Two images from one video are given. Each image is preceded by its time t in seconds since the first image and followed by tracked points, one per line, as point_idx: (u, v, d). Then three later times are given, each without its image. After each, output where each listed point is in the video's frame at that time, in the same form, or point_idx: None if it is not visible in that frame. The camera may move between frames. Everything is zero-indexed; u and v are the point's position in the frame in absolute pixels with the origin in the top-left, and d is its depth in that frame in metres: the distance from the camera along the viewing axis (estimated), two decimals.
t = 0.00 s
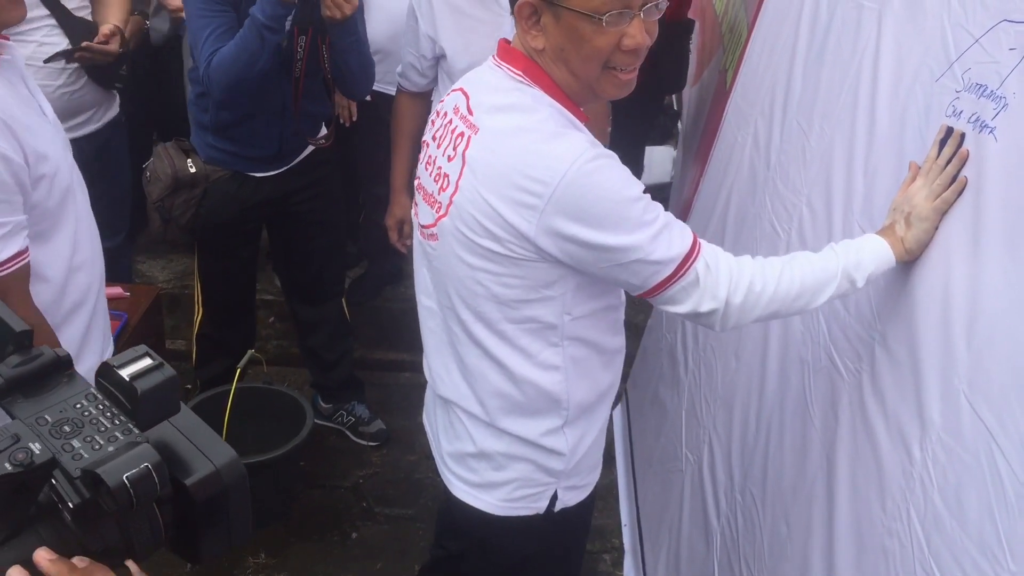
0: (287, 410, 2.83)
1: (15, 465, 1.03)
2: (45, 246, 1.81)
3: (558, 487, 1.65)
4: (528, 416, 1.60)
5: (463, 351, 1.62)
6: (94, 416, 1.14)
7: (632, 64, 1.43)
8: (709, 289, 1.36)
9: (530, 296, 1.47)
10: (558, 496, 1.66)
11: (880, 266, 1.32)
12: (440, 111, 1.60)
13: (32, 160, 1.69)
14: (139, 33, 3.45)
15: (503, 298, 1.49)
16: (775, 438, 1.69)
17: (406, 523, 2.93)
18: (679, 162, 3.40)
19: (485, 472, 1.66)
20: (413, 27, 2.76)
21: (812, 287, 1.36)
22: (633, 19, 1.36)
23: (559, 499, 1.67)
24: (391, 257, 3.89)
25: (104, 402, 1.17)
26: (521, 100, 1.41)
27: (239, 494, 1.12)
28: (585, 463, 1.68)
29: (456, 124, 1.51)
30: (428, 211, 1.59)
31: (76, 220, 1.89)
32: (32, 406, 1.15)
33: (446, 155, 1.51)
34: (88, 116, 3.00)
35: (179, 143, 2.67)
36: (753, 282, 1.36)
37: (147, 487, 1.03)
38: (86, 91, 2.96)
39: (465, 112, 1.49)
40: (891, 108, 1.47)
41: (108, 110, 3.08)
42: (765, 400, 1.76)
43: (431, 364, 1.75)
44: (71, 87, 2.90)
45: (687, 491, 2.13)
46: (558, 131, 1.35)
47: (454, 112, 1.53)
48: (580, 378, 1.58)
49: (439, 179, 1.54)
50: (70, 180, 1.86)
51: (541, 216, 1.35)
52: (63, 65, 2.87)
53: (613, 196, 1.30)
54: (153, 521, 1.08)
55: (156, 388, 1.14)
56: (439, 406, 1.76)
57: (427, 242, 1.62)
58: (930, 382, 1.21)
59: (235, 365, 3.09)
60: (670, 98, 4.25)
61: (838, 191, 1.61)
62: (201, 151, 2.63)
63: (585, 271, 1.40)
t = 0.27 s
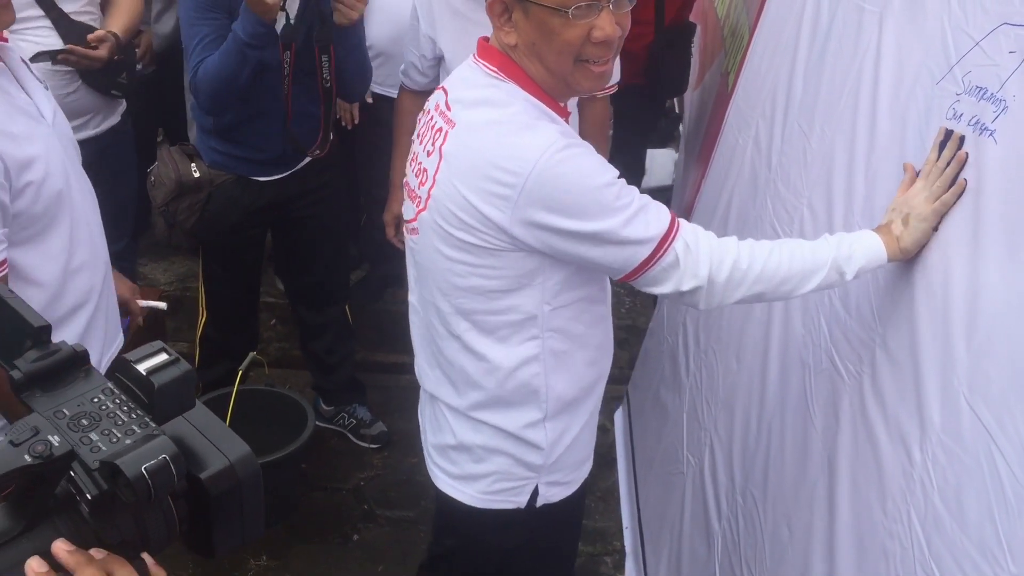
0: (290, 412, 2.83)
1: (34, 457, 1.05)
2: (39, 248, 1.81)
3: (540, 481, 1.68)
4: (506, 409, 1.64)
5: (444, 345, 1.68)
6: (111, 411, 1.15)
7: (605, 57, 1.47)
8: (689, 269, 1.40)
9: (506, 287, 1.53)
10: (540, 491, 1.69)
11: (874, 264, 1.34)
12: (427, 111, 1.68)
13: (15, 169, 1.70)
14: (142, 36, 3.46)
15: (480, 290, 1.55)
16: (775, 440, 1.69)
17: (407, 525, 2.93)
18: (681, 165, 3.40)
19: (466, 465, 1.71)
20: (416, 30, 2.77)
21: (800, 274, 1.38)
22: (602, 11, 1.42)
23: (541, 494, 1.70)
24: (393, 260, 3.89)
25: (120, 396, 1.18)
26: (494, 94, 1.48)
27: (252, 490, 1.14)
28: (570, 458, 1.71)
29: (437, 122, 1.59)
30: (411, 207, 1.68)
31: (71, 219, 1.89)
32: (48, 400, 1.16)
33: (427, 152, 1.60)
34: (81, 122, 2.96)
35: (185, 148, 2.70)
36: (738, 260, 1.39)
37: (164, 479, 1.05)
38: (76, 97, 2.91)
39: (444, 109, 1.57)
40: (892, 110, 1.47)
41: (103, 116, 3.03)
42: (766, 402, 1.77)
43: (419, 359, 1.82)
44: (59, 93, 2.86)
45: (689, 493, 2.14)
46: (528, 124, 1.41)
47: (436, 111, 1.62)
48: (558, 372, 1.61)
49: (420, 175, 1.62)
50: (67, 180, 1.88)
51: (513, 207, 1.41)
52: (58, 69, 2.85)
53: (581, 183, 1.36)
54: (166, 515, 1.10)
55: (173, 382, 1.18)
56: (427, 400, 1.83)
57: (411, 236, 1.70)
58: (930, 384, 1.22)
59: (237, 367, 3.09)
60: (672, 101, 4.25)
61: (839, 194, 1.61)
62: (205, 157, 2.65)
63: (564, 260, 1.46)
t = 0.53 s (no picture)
0: (297, 415, 2.83)
1: (47, 454, 1.05)
2: (47, 243, 1.83)
3: (523, 476, 1.70)
4: (490, 404, 1.66)
5: (430, 337, 1.72)
6: (123, 408, 1.15)
7: (593, 55, 1.49)
8: (667, 269, 1.40)
9: (491, 280, 1.54)
10: (523, 486, 1.70)
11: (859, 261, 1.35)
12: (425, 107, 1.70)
13: (31, 159, 1.73)
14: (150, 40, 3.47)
15: (465, 282, 1.57)
16: (783, 446, 1.69)
17: (413, 529, 2.93)
18: (687, 169, 3.40)
19: (450, 456, 1.74)
20: (422, 34, 2.77)
21: (785, 271, 1.38)
22: (587, 9, 1.43)
23: (524, 490, 1.71)
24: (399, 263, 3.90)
25: (132, 394, 1.19)
26: (483, 91, 1.49)
27: (263, 487, 1.16)
28: (558, 457, 1.72)
29: (431, 119, 1.61)
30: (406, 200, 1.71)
31: (81, 213, 1.91)
32: (61, 397, 1.16)
33: (420, 146, 1.62)
34: (84, 124, 2.97)
35: (193, 154, 2.71)
36: (718, 259, 1.39)
37: (177, 476, 1.05)
38: (77, 100, 2.91)
39: (438, 104, 1.59)
40: (900, 116, 1.47)
41: (106, 120, 3.01)
42: (773, 407, 1.77)
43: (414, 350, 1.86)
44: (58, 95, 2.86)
45: (695, 498, 2.14)
46: (508, 120, 1.42)
47: (432, 105, 1.64)
48: (542, 368, 1.62)
49: (413, 171, 1.64)
50: (75, 181, 1.89)
51: (494, 201, 1.43)
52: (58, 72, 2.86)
53: (560, 180, 1.37)
54: (178, 511, 1.13)
55: (185, 380, 1.19)
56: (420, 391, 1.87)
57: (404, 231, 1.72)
58: (938, 390, 1.21)
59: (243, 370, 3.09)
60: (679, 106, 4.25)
61: (846, 199, 1.61)
62: (214, 162, 2.67)
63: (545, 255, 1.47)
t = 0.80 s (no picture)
0: (305, 417, 2.82)
1: (40, 457, 1.04)
2: (60, 231, 1.94)
3: (508, 471, 1.70)
4: (477, 398, 1.68)
5: (421, 325, 1.74)
6: (117, 410, 1.17)
7: (603, 52, 1.50)
8: (613, 304, 1.37)
9: (473, 275, 1.55)
10: (507, 481, 1.71)
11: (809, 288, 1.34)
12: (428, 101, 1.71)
13: (55, 138, 1.85)
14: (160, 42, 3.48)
15: (450, 274, 1.58)
16: (791, 452, 1.68)
17: (419, 532, 2.93)
18: (695, 173, 3.40)
19: (439, 447, 1.77)
20: (431, 38, 2.78)
21: (730, 307, 1.35)
22: (604, 8, 1.45)
23: (509, 486, 1.72)
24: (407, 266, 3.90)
25: (125, 395, 1.20)
26: (481, 86, 1.49)
27: (259, 489, 1.19)
28: (547, 456, 1.72)
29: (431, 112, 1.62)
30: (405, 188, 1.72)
31: (91, 209, 2.03)
32: (54, 399, 1.16)
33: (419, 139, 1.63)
34: (94, 125, 2.99)
35: (203, 158, 2.74)
36: (659, 301, 1.36)
37: (171, 478, 1.07)
38: (87, 100, 2.93)
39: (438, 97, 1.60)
40: (911, 121, 1.47)
41: (116, 120, 3.02)
42: (781, 413, 1.76)
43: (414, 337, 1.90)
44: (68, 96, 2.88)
45: (702, 502, 2.13)
46: (496, 115, 1.43)
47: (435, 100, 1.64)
48: (527, 364, 1.63)
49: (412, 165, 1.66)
50: (75, 186, 1.94)
51: (470, 192, 1.43)
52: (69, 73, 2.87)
53: (531, 181, 1.36)
54: (174, 513, 1.16)
55: (179, 380, 1.21)
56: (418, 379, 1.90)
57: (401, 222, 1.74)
58: (949, 397, 1.21)
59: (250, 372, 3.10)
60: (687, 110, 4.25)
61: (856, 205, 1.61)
62: (222, 166, 2.69)
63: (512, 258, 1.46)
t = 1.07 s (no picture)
0: (311, 420, 2.82)
1: (36, 458, 1.08)
2: (67, 222, 1.96)
3: (490, 466, 1.70)
4: (464, 390, 1.68)
5: (418, 311, 1.78)
6: (113, 411, 1.20)
7: (608, 57, 1.52)
8: (511, 308, 1.27)
9: (458, 263, 1.58)
10: (489, 476, 1.70)
11: (697, 328, 1.17)
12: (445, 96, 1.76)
13: (67, 128, 1.88)
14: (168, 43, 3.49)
15: (439, 262, 1.61)
16: (798, 456, 1.68)
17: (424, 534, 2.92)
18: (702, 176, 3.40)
19: (427, 436, 1.78)
20: (438, 41, 2.78)
21: (606, 331, 1.20)
22: (609, 12, 1.47)
23: (490, 482, 1.71)
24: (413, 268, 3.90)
25: (122, 395, 1.24)
26: (484, 79, 1.53)
27: (256, 490, 1.20)
28: (531, 455, 1.71)
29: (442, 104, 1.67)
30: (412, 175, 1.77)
31: (99, 200, 2.04)
32: (52, 400, 1.21)
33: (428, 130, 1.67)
34: (106, 126, 3.00)
35: (209, 162, 2.73)
36: (539, 313, 1.22)
37: (167, 479, 1.10)
38: (100, 101, 2.94)
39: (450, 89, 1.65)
40: (919, 126, 1.47)
41: (127, 122, 3.04)
42: (787, 417, 1.76)
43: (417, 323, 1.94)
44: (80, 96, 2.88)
45: (708, 505, 2.13)
46: (486, 106, 1.45)
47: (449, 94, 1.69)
48: (509, 358, 1.62)
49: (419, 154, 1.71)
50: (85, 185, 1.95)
51: (448, 173, 1.46)
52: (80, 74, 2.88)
53: (492, 168, 1.35)
54: (169, 514, 1.18)
55: (175, 380, 1.22)
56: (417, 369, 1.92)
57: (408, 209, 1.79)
58: (956, 402, 1.21)
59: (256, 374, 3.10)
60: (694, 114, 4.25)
61: (863, 210, 1.61)
62: (228, 168, 2.69)
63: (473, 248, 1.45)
